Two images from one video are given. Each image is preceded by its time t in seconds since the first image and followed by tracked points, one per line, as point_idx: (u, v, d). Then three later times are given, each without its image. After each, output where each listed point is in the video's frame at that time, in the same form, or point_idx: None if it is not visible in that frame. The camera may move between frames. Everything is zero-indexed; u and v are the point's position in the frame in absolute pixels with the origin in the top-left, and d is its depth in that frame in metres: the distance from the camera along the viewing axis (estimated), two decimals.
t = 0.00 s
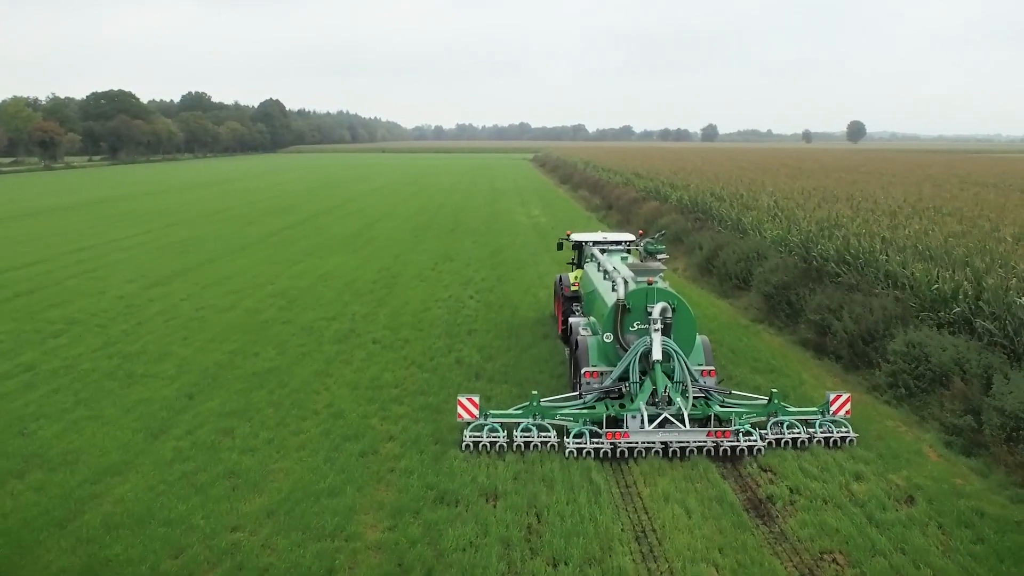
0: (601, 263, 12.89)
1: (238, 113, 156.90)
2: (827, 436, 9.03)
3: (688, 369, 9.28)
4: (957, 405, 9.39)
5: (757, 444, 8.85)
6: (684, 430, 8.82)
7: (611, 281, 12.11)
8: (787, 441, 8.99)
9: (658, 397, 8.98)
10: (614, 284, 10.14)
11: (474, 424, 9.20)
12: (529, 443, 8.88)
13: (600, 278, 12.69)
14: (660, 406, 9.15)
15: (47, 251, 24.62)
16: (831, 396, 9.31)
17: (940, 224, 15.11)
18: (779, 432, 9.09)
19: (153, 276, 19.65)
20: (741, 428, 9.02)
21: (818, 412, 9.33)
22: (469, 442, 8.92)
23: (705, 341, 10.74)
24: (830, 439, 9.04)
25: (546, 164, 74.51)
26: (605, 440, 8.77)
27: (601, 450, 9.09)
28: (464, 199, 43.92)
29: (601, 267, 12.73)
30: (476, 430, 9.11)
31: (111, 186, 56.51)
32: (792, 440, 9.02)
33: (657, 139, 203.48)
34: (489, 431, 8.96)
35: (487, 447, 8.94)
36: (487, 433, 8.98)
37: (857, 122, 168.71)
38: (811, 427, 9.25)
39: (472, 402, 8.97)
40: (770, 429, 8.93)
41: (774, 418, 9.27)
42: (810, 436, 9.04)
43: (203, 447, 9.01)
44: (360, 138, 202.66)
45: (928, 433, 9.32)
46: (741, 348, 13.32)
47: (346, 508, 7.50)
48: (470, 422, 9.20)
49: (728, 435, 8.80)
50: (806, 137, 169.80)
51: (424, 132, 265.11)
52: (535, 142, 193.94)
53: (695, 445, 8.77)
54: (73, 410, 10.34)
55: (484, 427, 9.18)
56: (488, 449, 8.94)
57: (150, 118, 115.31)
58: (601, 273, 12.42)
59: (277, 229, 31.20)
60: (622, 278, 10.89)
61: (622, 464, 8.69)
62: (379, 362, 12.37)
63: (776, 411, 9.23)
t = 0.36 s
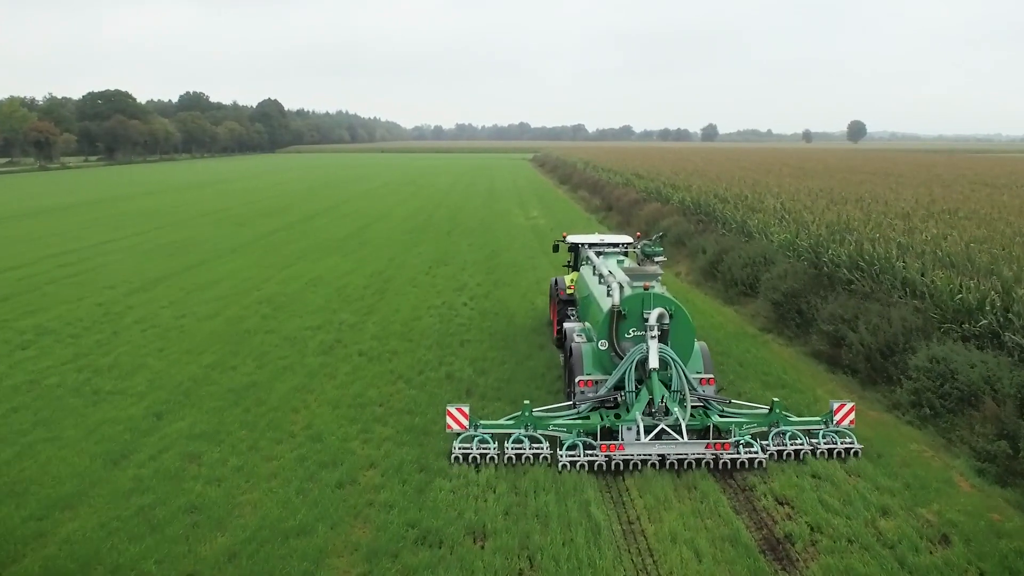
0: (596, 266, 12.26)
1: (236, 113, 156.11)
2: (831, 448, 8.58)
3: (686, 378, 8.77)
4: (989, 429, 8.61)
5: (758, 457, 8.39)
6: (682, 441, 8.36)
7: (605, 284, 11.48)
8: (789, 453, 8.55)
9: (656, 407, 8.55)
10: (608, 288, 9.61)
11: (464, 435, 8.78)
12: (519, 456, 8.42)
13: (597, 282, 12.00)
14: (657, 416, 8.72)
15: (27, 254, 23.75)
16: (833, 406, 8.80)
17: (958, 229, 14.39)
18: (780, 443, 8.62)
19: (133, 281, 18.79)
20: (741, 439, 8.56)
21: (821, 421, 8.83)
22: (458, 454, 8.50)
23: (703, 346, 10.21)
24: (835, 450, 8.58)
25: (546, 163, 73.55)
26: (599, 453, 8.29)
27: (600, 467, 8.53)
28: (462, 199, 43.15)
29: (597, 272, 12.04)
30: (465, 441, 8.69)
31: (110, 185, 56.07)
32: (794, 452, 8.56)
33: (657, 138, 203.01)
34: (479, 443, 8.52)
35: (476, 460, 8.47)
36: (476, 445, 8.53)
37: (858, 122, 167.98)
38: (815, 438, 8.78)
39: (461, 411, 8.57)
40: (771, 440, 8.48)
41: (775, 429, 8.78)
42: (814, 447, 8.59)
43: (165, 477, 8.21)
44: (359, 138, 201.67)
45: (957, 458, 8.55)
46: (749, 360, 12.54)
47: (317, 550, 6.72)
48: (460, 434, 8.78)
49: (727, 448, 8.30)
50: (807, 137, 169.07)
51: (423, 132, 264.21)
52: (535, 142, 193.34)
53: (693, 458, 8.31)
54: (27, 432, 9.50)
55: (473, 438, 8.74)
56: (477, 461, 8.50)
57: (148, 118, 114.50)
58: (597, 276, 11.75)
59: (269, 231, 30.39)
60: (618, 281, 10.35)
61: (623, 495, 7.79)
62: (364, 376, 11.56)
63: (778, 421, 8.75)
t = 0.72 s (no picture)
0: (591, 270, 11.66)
1: (234, 113, 155.43)
2: (835, 461, 8.23)
3: (685, 387, 8.42)
4: None
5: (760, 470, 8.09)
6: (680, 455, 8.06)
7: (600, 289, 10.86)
8: (791, 467, 8.24)
9: (653, 419, 8.15)
10: (605, 295, 9.35)
11: (454, 447, 8.46)
12: (511, 469, 8.09)
13: (591, 287, 11.37)
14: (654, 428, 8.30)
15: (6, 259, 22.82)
16: (837, 416, 8.41)
17: (978, 234, 13.64)
18: (782, 456, 8.28)
19: (111, 288, 17.91)
20: (742, 452, 8.26)
21: (824, 434, 8.46)
22: (447, 468, 8.16)
23: (702, 354, 9.85)
24: (839, 463, 8.25)
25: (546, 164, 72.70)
26: (594, 467, 7.97)
27: (596, 495, 7.91)
28: (459, 200, 42.41)
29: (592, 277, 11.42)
30: (455, 454, 8.35)
31: (108, 185, 55.63)
32: (796, 465, 8.24)
33: (657, 138, 202.16)
34: (468, 455, 8.20)
35: (465, 474, 8.15)
36: (466, 459, 8.21)
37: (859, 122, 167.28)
38: (818, 450, 8.48)
39: (451, 422, 8.25)
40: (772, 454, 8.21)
41: (777, 441, 8.41)
42: (817, 461, 8.23)
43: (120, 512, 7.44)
44: (359, 138, 200.73)
45: (992, 489, 7.79)
46: (759, 374, 11.74)
47: None
48: (449, 445, 8.43)
49: (728, 461, 8.02)
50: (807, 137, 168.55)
51: (422, 132, 263.30)
52: (535, 142, 192.69)
53: (692, 472, 8.01)
54: None
55: (463, 451, 8.41)
56: (467, 476, 8.16)
57: (145, 118, 113.79)
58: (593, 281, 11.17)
59: (259, 233, 29.55)
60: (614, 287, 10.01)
61: (625, 535, 7.02)
62: (347, 392, 10.84)
63: (780, 433, 8.38)
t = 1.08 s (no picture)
0: (586, 274, 11.02)
1: (233, 113, 154.47)
2: (840, 476, 7.90)
3: (683, 400, 8.10)
4: None
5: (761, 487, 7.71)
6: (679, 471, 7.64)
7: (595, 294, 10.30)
8: (794, 483, 7.88)
9: (649, 432, 7.78)
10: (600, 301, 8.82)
11: (441, 461, 8.09)
12: (500, 486, 7.76)
13: (587, 293, 10.63)
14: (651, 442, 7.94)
15: None
16: (842, 429, 8.11)
17: (1002, 240, 12.85)
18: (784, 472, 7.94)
19: (86, 296, 17.02)
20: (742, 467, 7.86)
21: (828, 447, 8.15)
22: (433, 485, 7.80)
23: (701, 363, 9.39)
24: (844, 479, 7.92)
25: (546, 164, 71.79)
26: (588, 484, 7.57)
27: (593, 535, 7.09)
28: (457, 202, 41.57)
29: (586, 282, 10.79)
30: (442, 469, 8.00)
31: (107, 185, 55.11)
32: (798, 481, 7.90)
33: (658, 139, 201.29)
34: (456, 471, 7.86)
35: (452, 491, 7.79)
36: (453, 474, 7.86)
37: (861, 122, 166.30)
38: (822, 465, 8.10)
39: (438, 434, 7.88)
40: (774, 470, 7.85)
41: (779, 455, 8.09)
42: (821, 476, 7.90)
43: (65, 555, 6.67)
44: (359, 138, 199.80)
45: None
46: (772, 393, 10.89)
47: None
48: (437, 459, 8.05)
49: (729, 478, 7.60)
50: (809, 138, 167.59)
51: (422, 132, 262.43)
52: (535, 142, 191.65)
53: (691, 489, 7.60)
54: None
55: (451, 465, 8.05)
56: (455, 493, 7.81)
57: (142, 118, 112.80)
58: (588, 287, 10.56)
59: (249, 236, 28.68)
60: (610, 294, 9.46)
61: None
62: (328, 410, 10.15)
63: (782, 446, 8.06)
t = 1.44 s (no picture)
0: (578, 280, 10.35)
1: (232, 113, 153.73)
2: (845, 495, 7.51)
3: (680, 413, 7.63)
4: None
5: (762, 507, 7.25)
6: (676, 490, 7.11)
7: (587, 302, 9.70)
8: (796, 502, 7.49)
9: (644, 449, 7.29)
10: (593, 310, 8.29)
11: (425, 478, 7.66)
12: (487, 505, 7.33)
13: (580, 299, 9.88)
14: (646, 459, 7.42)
15: None
16: (847, 445, 7.69)
17: None
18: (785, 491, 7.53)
19: (58, 305, 16.16)
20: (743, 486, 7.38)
21: (833, 464, 7.70)
22: (416, 503, 7.38)
23: (699, 374, 8.83)
24: (849, 499, 7.50)
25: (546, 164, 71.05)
26: (580, 504, 7.08)
27: None
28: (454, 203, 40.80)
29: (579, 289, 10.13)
30: (426, 486, 7.58)
31: (108, 185, 54.86)
32: (800, 500, 7.49)
33: (658, 139, 200.46)
34: (440, 488, 7.43)
35: (438, 510, 7.38)
36: (438, 492, 7.42)
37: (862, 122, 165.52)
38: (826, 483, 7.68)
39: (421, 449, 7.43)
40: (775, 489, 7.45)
41: (781, 472, 7.66)
42: (825, 495, 7.51)
43: None
44: (358, 138, 199.03)
45: None
46: (785, 416, 10.03)
47: None
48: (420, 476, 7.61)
49: (729, 497, 7.06)
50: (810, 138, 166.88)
51: (422, 132, 261.62)
52: (536, 143, 191.01)
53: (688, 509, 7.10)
54: None
55: (435, 482, 7.63)
56: (439, 512, 7.38)
57: (141, 119, 112.10)
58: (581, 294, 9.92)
59: (239, 240, 27.91)
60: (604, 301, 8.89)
61: None
62: (304, 431, 9.44)
63: (785, 463, 7.60)
